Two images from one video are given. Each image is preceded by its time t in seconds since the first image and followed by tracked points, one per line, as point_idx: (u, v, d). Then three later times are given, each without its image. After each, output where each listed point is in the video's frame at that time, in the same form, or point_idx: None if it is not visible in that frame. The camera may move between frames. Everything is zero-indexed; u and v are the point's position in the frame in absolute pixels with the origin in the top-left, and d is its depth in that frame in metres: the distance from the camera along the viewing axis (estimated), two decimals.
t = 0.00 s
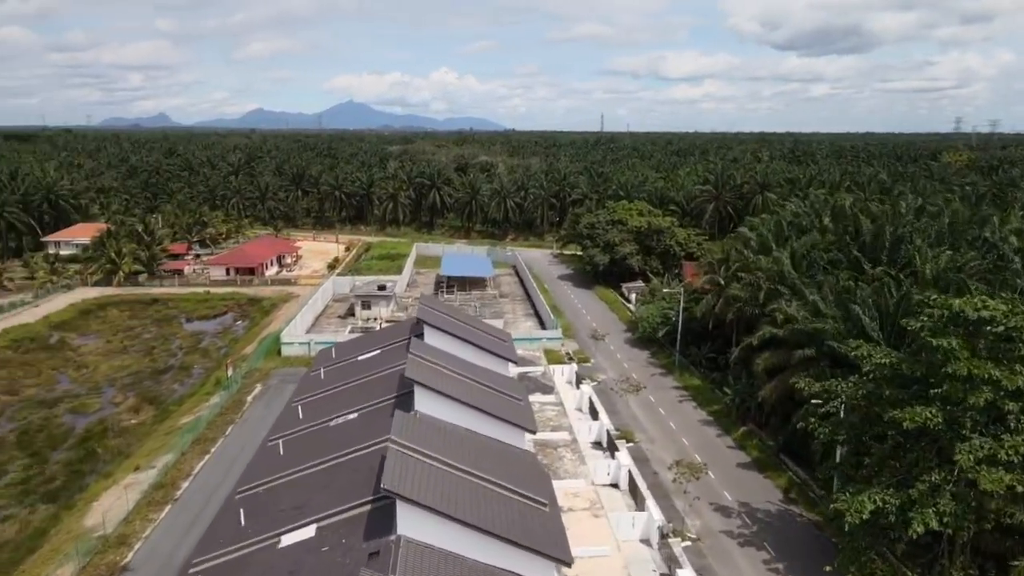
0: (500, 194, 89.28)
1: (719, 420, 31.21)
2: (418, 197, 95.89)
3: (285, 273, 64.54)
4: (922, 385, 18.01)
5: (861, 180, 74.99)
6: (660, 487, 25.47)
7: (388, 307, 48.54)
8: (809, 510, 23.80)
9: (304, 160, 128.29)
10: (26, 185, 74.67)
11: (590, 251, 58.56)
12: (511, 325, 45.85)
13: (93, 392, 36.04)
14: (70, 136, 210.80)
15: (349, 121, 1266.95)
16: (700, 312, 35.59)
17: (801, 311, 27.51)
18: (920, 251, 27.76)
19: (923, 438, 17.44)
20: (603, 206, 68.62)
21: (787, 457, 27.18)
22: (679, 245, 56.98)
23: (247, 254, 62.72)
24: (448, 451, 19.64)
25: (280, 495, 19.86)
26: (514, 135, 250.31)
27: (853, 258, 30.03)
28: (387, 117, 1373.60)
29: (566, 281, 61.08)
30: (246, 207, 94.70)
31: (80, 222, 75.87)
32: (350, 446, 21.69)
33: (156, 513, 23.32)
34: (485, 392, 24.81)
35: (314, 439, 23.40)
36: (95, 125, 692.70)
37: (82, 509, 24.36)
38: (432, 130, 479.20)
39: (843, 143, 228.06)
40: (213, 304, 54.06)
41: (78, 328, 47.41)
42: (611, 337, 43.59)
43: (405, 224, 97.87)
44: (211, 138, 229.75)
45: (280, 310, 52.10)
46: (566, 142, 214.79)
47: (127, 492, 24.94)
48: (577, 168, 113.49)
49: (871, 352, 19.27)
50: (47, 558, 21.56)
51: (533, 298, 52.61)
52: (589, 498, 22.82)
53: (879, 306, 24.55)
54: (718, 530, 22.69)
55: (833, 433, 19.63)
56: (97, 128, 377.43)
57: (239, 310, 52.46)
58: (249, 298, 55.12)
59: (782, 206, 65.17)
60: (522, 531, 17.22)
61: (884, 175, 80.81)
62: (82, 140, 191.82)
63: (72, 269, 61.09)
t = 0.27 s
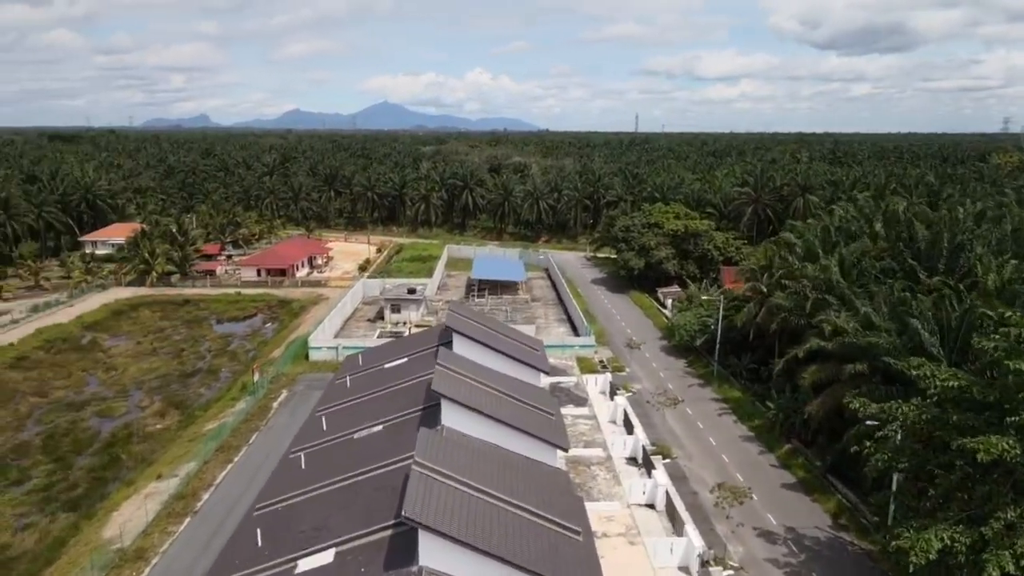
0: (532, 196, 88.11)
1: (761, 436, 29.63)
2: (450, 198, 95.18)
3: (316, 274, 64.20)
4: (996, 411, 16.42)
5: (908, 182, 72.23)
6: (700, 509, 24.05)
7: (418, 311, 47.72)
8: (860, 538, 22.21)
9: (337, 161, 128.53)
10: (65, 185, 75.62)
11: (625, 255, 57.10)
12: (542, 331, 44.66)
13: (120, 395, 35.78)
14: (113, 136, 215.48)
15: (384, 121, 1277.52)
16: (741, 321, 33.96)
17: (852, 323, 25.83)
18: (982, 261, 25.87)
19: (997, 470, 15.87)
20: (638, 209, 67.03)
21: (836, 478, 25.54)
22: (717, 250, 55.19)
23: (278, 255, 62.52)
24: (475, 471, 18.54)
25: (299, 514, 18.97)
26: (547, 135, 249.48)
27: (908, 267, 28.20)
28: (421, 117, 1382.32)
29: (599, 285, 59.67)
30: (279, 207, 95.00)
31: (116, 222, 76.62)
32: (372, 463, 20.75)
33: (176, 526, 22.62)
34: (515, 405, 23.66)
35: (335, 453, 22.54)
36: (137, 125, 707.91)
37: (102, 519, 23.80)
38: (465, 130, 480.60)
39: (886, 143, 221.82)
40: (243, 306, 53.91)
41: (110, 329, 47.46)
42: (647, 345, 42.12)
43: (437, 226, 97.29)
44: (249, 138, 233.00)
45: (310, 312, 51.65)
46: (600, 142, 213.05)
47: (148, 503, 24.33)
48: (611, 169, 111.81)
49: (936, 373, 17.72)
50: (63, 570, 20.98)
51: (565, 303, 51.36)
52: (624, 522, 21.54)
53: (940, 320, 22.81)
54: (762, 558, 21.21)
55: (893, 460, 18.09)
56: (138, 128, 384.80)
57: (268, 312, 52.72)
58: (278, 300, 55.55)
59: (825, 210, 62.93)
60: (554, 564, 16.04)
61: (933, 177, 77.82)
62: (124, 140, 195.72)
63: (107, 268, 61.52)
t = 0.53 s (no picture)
0: (555, 197, 86.86)
1: (794, 451, 28.18)
2: (471, 199, 94.21)
3: (335, 276, 63.54)
4: None
5: (943, 184, 69.90)
6: (730, 531, 22.75)
7: (437, 315, 46.74)
8: (905, 567, 20.77)
9: (358, 161, 128.17)
10: (87, 185, 75.78)
11: (649, 258, 55.71)
12: (564, 337, 43.45)
13: (134, 400, 35.17)
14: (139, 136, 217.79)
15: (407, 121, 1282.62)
16: (772, 330, 32.47)
17: (893, 336, 24.30)
18: None
19: None
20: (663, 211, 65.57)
21: (876, 499, 24.07)
22: (745, 254, 53.58)
23: (297, 257, 61.95)
24: (493, 494, 17.46)
25: (307, 536, 18.00)
26: (570, 136, 248.19)
27: (953, 276, 26.56)
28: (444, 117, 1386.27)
29: (623, 288, 58.31)
30: (300, 208, 94.71)
31: (138, 223, 76.67)
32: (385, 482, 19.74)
33: (182, 542, 21.79)
34: (536, 420, 22.52)
35: (347, 470, 21.54)
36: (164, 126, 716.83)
37: (107, 532, 23.04)
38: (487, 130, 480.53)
39: (917, 143, 217.30)
40: (261, 309, 53.40)
41: (127, 331, 47.09)
42: (672, 353, 40.73)
43: (458, 227, 96.44)
44: (273, 138, 234.47)
45: (328, 315, 50.95)
46: (623, 143, 211.31)
47: (154, 516, 23.53)
48: (635, 170, 110.17)
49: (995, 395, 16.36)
50: None
51: (588, 307, 50.10)
52: (651, 549, 20.18)
53: (992, 334, 21.26)
54: None
55: (947, 488, 16.73)
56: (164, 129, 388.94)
57: (287, 315, 52.05)
58: (297, 303, 54.87)
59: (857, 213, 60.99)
60: None
61: (969, 179, 75.32)
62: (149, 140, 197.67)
63: (126, 269, 61.35)
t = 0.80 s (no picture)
0: (574, 198, 85.49)
1: (827, 469, 26.72)
2: (490, 200, 93.17)
3: (351, 278, 62.79)
4: None
5: (975, 186, 67.87)
6: (761, 557, 21.43)
7: (453, 320, 45.70)
8: None
9: (377, 161, 127.55)
10: (105, 186, 75.67)
11: (671, 262, 54.28)
12: (584, 345, 42.23)
13: (144, 406, 34.46)
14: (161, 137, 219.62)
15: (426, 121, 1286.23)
16: (803, 340, 31.00)
17: (937, 349, 22.77)
18: None
19: None
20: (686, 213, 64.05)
21: (917, 523, 22.63)
22: (770, 257, 51.97)
23: (313, 259, 61.26)
24: (509, 523, 16.31)
25: (311, 562, 16.97)
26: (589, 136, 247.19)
27: (1001, 285, 24.92)
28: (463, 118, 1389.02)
29: (644, 292, 56.89)
30: (318, 208, 94.28)
31: (156, 223, 76.54)
32: (395, 505, 18.67)
33: (184, 561, 20.87)
34: (555, 437, 21.33)
35: (356, 487, 20.50)
36: (187, 126, 723.97)
37: (108, 547, 22.17)
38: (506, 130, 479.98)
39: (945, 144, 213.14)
40: (276, 312, 52.73)
41: (141, 334, 46.60)
42: (696, 361, 39.35)
43: (476, 228, 95.49)
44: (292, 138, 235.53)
45: (343, 319, 50.10)
46: (644, 143, 210.04)
47: (158, 531, 22.65)
48: (656, 171, 108.65)
49: None
50: None
51: (608, 313, 48.81)
52: None
53: None
54: None
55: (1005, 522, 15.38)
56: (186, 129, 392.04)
57: (302, 318, 51.30)
58: (313, 305, 54.11)
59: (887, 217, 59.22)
60: None
61: (1002, 181, 73.11)
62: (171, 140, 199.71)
63: (143, 270, 61.00)
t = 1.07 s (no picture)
0: (593, 199, 84.13)
1: (861, 488, 25.30)
2: (508, 202, 92.02)
3: (366, 281, 61.96)
4: None
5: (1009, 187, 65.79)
6: None
7: (469, 325, 44.61)
8: None
9: (394, 161, 126.91)
10: (122, 186, 75.47)
11: (692, 266, 52.84)
12: (603, 352, 40.98)
13: (152, 413, 33.68)
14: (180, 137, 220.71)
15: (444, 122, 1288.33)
16: (834, 351, 29.55)
17: (983, 364, 21.29)
18: None
19: None
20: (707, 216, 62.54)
21: (961, 550, 21.16)
22: (796, 261, 50.39)
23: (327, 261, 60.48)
24: (525, 559, 15.18)
25: None
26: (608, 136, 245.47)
27: None
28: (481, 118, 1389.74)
29: (664, 296, 55.46)
30: (334, 209, 93.69)
31: (172, 224, 76.26)
32: (403, 529, 17.58)
33: None
34: (574, 456, 20.15)
35: (364, 507, 19.44)
36: (208, 126, 730.30)
37: (107, 564, 21.33)
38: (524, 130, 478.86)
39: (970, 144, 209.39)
40: (289, 315, 51.99)
41: (152, 337, 46.02)
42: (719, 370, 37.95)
43: (494, 230, 94.43)
44: (310, 138, 235.93)
45: (357, 323, 49.22)
46: (663, 143, 208.05)
47: (159, 548, 21.79)
48: (677, 171, 107.02)
49: None
50: None
51: (628, 318, 47.48)
52: None
53: None
54: None
55: None
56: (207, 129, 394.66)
57: (315, 321, 50.53)
58: (327, 308, 53.31)
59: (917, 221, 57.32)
60: None
61: None
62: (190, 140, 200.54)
63: (157, 271, 60.54)
